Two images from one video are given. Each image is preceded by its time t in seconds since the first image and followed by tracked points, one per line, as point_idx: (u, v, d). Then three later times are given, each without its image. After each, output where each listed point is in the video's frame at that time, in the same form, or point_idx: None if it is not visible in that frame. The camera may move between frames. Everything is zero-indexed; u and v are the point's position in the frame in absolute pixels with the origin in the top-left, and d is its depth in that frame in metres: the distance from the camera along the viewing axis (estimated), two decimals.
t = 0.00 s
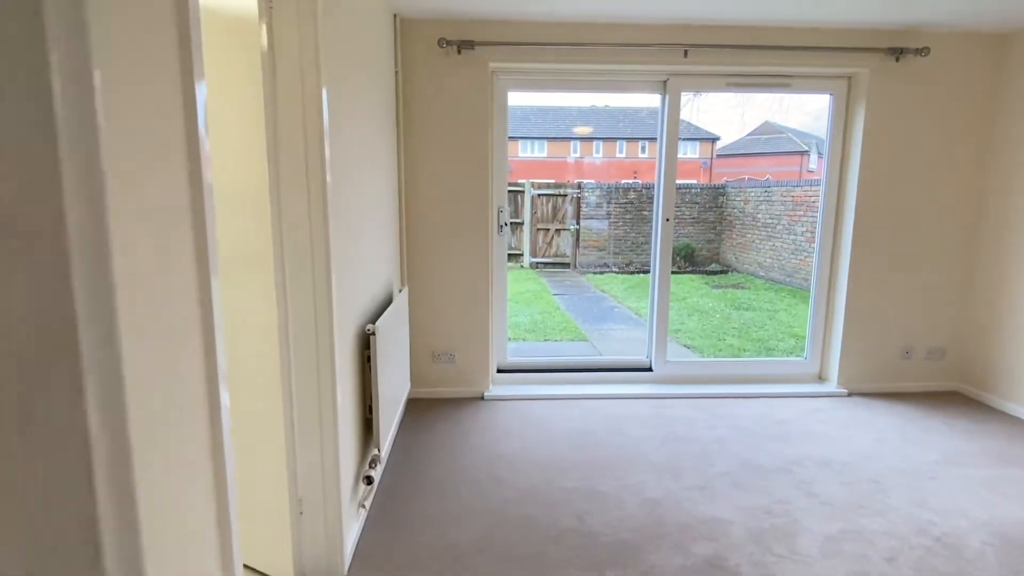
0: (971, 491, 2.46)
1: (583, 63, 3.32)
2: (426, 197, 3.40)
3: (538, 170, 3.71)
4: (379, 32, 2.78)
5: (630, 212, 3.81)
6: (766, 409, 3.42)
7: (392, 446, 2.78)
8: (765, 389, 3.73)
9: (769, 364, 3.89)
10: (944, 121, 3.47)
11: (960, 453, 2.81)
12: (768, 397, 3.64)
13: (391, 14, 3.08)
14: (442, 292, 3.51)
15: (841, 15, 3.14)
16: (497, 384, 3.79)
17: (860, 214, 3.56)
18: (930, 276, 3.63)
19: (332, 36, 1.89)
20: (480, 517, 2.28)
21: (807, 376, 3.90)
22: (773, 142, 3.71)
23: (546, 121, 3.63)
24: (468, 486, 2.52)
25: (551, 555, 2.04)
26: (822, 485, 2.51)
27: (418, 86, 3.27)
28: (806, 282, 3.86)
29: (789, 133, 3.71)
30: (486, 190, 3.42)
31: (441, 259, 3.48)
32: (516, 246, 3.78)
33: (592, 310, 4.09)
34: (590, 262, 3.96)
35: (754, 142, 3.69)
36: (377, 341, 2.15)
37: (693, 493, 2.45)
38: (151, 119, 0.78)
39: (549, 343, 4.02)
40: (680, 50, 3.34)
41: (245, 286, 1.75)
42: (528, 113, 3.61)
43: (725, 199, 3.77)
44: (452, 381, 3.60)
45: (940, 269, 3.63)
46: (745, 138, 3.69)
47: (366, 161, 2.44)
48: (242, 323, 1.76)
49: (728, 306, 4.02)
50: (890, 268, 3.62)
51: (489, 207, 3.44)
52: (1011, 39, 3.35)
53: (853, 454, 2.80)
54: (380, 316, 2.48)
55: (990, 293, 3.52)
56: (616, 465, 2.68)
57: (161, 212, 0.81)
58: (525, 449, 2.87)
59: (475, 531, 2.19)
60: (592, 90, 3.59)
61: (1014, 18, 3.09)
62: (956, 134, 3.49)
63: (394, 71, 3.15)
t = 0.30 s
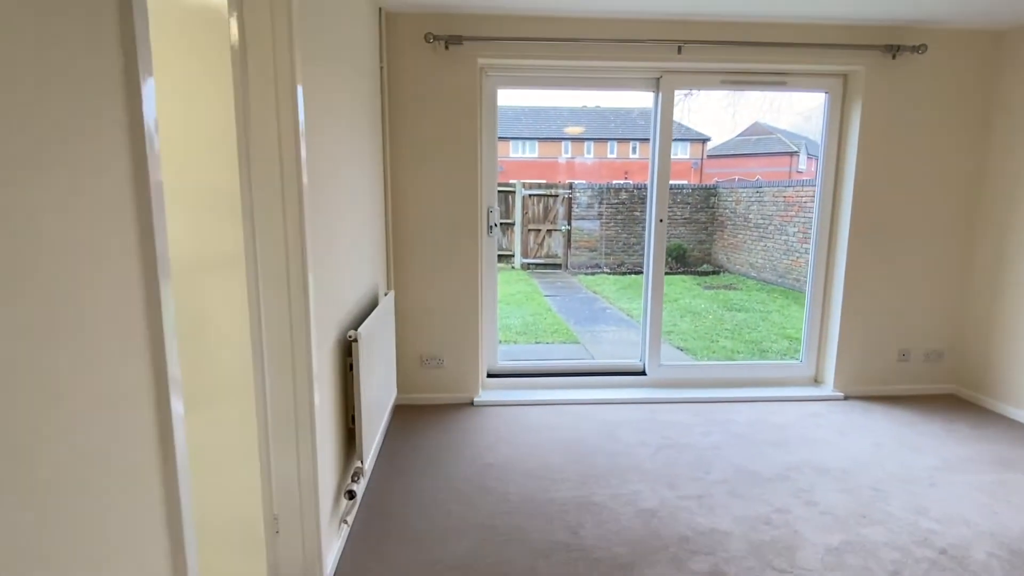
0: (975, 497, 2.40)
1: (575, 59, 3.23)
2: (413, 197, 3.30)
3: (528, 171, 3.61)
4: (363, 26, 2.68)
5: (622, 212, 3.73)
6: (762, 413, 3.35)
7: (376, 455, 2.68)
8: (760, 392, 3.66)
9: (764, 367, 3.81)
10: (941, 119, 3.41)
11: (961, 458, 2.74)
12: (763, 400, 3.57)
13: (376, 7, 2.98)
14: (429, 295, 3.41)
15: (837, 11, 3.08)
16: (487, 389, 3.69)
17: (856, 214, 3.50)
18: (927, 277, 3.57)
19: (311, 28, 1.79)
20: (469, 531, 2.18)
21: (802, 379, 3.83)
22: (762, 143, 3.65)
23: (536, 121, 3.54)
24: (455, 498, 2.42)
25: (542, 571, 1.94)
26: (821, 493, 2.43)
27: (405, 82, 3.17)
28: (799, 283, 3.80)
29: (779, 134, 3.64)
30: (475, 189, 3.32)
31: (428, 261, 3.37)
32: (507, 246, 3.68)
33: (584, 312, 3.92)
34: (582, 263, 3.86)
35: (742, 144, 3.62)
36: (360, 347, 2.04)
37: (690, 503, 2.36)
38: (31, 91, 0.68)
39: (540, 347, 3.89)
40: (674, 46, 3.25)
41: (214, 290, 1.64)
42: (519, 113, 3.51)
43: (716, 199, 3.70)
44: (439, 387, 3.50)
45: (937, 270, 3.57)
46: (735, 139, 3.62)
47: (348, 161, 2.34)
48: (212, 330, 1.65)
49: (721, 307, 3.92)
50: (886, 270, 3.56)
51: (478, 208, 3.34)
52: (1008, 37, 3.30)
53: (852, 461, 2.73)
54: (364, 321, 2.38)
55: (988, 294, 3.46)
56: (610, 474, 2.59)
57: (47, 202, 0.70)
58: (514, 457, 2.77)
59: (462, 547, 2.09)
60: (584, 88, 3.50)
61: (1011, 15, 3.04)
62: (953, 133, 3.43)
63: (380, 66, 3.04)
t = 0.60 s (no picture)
0: (968, 503, 2.36)
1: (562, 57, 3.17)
2: (395, 197, 3.21)
3: (517, 171, 3.54)
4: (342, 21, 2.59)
5: (610, 213, 3.66)
6: (751, 417, 3.30)
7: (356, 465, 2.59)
8: (750, 395, 3.61)
9: (754, 369, 3.77)
10: (930, 119, 3.38)
11: (953, 462, 2.71)
12: (753, 403, 3.52)
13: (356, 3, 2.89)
14: (413, 298, 3.33)
15: (826, 10, 3.04)
16: (473, 393, 3.61)
17: (845, 214, 3.46)
18: (916, 278, 3.55)
19: (282, 21, 1.71)
20: (452, 543, 2.10)
21: (792, 381, 3.79)
22: (750, 143, 3.59)
23: (523, 120, 3.47)
24: (438, 508, 2.34)
25: None
26: (813, 500, 2.38)
27: (386, 80, 3.09)
28: (787, 283, 3.76)
29: (766, 134, 3.59)
30: (459, 190, 3.24)
31: (411, 263, 3.29)
32: (496, 248, 3.61)
33: (572, 313, 3.87)
34: (571, 263, 3.78)
35: (730, 146, 3.56)
36: (336, 354, 1.96)
37: (679, 512, 2.30)
38: None
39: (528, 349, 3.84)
40: (662, 43, 3.19)
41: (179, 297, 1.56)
42: (507, 113, 3.45)
43: (704, 200, 3.65)
44: (424, 392, 3.42)
45: (926, 271, 3.55)
46: (722, 140, 3.56)
47: (325, 160, 2.25)
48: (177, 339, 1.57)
49: (709, 308, 3.89)
50: (876, 271, 3.53)
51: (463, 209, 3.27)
52: (997, 37, 3.28)
53: (843, 465, 2.68)
54: (342, 327, 2.29)
55: (977, 295, 3.44)
56: (597, 482, 2.52)
57: None
58: (499, 464, 2.70)
59: (444, 561, 2.00)
60: (571, 87, 3.44)
61: (1000, 14, 3.01)
62: (942, 133, 3.41)
63: (360, 63, 2.96)
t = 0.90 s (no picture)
0: (953, 507, 2.32)
1: (543, 55, 3.10)
2: (373, 198, 3.13)
3: (505, 172, 3.47)
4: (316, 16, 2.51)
5: (596, 214, 3.60)
6: (736, 420, 3.26)
7: (330, 474, 2.51)
8: (735, 398, 3.57)
9: (739, 372, 3.74)
10: (914, 119, 3.37)
11: (938, 465, 2.68)
12: (738, 407, 3.48)
13: None
14: (392, 302, 3.24)
15: (811, 9, 3.00)
16: (454, 399, 3.53)
17: (829, 215, 3.43)
18: (900, 279, 3.53)
19: (246, 13, 1.63)
20: (428, 557, 2.02)
21: (776, 383, 3.76)
22: (734, 144, 3.56)
23: (508, 119, 3.40)
24: (415, 520, 2.26)
25: None
26: (798, 506, 2.34)
27: (364, 78, 3.01)
28: (772, 284, 3.73)
29: (751, 135, 3.56)
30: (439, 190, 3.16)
31: (390, 266, 3.21)
32: (482, 249, 3.54)
33: (558, 314, 3.82)
34: (558, 265, 3.69)
35: (716, 146, 3.54)
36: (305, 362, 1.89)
37: (663, 521, 2.24)
38: None
39: (512, 351, 3.78)
40: (644, 42, 3.14)
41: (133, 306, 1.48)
42: (493, 113, 3.38)
43: (690, 200, 3.61)
44: (404, 397, 3.33)
45: (911, 273, 3.53)
46: (709, 142, 3.53)
47: (297, 160, 2.16)
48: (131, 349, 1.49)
49: (695, 309, 3.87)
50: (861, 272, 3.51)
51: (442, 210, 3.19)
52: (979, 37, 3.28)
53: (828, 470, 2.64)
54: (314, 333, 2.21)
55: (961, 296, 3.43)
56: (579, 491, 2.46)
57: None
58: (479, 473, 2.62)
59: None
60: (555, 87, 3.38)
61: (983, 15, 3.00)
62: (926, 134, 3.39)
63: (336, 60, 2.87)
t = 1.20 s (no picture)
0: (935, 511, 2.30)
1: (521, 54, 3.05)
2: (348, 200, 3.04)
3: (491, 172, 3.42)
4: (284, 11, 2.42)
5: (580, 215, 3.55)
6: (719, 424, 3.22)
7: (301, 486, 2.44)
8: (717, 401, 3.54)
9: (721, 374, 3.71)
10: (894, 120, 3.36)
11: (919, 468, 2.66)
12: (721, 410, 3.44)
13: None
14: (368, 306, 3.16)
15: (790, 9, 2.98)
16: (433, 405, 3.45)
17: (810, 216, 3.41)
18: (881, 281, 3.53)
19: (202, 7, 1.55)
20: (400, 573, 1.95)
21: (758, 385, 3.74)
22: (716, 146, 3.53)
23: (490, 119, 3.33)
24: (388, 532, 2.18)
25: None
26: (780, 513, 2.30)
27: (337, 77, 2.92)
28: (754, 284, 3.70)
29: (734, 137, 3.53)
30: (415, 192, 3.09)
31: (366, 269, 3.12)
32: (466, 250, 3.49)
33: (543, 316, 3.79)
34: (542, 266, 3.64)
35: (699, 147, 3.51)
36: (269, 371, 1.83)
37: (643, 530, 2.19)
38: None
39: (495, 353, 3.76)
40: (624, 42, 3.09)
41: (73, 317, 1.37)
42: (478, 113, 3.32)
43: (673, 201, 3.57)
44: (381, 404, 3.25)
45: (891, 274, 3.53)
46: (692, 142, 3.50)
47: (263, 160, 2.08)
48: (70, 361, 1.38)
49: (678, 310, 3.88)
50: (842, 274, 3.49)
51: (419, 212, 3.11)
52: (957, 38, 3.28)
53: (810, 475, 2.61)
54: (281, 340, 2.14)
55: (941, 297, 3.44)
56: (558, 500, 2.40)
57: None
58: (456, 482, 2.55)
59: None
60: (535, 86, 3.34)
61: (960, 16, 3.00)
62: (906, 135, 3.39)
63: (307, 58, 2.79)
